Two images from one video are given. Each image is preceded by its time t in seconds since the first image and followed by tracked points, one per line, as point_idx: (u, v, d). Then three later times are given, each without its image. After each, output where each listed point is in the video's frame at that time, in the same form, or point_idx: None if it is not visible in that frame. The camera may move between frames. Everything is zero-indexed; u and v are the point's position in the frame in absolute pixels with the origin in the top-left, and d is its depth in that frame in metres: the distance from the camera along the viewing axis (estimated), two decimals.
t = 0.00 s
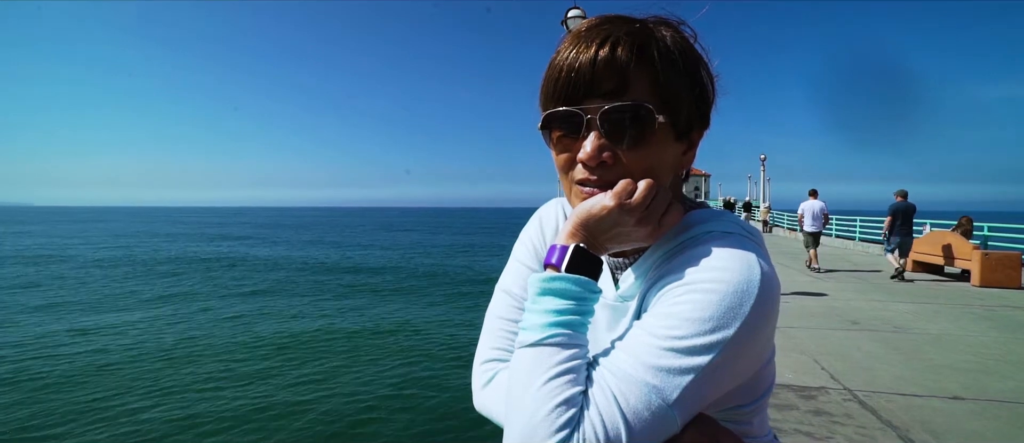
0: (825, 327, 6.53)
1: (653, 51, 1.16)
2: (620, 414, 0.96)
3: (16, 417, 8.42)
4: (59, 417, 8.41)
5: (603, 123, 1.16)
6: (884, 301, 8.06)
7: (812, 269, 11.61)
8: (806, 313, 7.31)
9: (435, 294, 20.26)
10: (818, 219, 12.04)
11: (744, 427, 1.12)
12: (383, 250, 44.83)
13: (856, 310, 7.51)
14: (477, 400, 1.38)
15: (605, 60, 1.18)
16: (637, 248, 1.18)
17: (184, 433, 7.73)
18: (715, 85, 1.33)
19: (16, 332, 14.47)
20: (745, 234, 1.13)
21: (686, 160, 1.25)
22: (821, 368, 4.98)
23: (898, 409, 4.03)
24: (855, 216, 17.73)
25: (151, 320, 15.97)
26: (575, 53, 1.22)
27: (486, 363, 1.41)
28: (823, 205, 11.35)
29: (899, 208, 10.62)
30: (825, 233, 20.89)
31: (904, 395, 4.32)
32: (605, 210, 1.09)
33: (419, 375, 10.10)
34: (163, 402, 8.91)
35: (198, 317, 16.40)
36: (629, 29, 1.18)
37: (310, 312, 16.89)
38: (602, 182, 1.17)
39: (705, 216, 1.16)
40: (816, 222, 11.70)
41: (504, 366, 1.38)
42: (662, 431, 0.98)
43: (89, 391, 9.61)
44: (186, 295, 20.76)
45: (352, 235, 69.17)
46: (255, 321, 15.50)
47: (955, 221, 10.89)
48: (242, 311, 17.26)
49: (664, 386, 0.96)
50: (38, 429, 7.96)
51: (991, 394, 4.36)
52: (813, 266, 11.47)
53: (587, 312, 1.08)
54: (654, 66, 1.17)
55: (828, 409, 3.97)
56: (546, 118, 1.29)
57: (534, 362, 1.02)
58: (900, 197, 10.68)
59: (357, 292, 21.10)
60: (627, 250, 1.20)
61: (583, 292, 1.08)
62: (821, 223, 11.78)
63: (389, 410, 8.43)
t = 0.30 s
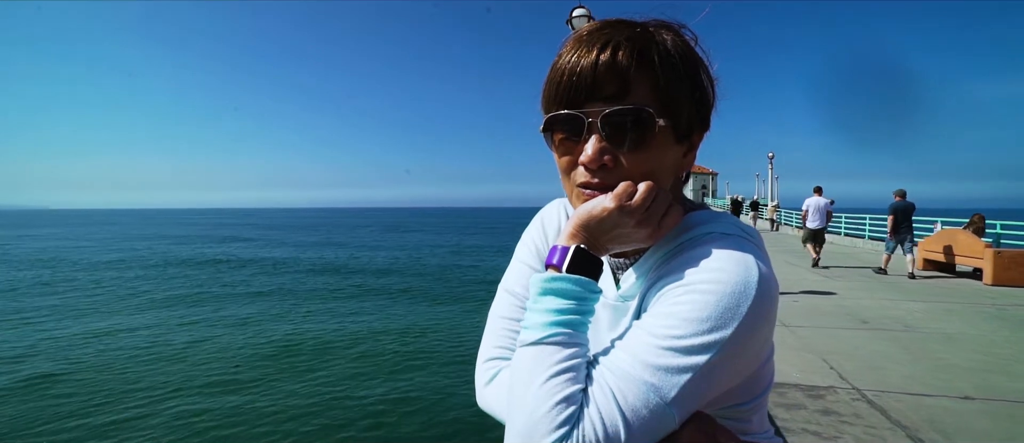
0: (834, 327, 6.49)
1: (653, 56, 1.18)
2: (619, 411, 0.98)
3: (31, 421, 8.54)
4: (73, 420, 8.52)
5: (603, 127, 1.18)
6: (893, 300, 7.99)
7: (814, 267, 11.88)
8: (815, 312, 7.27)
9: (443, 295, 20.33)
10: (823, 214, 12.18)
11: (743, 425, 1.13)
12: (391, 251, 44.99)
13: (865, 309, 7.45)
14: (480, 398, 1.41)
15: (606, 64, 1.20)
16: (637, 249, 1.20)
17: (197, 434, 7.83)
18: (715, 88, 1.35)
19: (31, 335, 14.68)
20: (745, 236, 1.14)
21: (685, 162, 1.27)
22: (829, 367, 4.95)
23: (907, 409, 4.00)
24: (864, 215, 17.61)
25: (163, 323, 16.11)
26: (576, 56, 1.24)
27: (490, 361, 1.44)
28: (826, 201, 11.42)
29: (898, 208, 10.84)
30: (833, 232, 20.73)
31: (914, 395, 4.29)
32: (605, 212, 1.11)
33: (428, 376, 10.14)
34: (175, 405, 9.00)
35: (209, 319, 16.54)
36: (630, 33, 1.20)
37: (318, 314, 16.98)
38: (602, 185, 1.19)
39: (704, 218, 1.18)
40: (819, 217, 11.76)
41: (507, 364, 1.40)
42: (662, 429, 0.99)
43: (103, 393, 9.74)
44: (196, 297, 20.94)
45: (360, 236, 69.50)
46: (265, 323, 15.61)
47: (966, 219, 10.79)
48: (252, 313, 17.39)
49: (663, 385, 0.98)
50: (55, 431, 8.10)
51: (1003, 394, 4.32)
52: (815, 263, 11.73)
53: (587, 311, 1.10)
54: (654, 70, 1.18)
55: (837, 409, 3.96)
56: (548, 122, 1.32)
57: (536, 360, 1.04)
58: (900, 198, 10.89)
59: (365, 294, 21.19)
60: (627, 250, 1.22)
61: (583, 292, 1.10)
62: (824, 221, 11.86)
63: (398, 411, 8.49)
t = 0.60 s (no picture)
0: (840, 318, 6.48)
1: (650, 47, 1.19)
2: (616, 398, 1.00)
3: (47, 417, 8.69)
4: (88, 415, 8.66)
5: (602, 117, 1.20)
6: (901, 291, 7.96)
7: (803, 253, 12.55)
8: (821, 303, 7.25)
9: (449, 288, 20.40)
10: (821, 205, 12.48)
11: (740, 412, 1.15)
12: (398, 245, 45.17)
13: (872, 300, 7.43)
14: (482, 387, 1.43)
15: (604, 56, 1.21)
16: (635, 239, 1.22)
17: (207, 429, 7.94)
18: (713, 79, 1.36)
19: (44, 331, 14.90)
20: (742, 225, 1.15)
21: (683, 153, 1.28)
22: (835, 358, 4.95)
23: (912, 399, 4.00)
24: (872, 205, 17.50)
25: (173, 318, 16.31)
26: (574, 49, 1.26)
27: (492, 350, 1.47)
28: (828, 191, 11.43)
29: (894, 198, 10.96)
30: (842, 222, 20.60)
31: (919, 385, 4.29)
32: (603, 203, 1.13)
33: (435, 370, 10.21)
34: (186, 401, 9.11)
35: (218, 314, 16.72)
36: (627, 25, 1.21)
37: (326, 309, 17.10)
38: (601, 176, 1.21)
39: (702, 208, 1.19)
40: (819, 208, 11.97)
41: (509, 354, 1.43)
42: (658, 416, 1.02)
43: (115, 388, 9.88)
44: (206, 292, 21.17)
45: (366, 230, 69.82)
46: (274, 318, 15.76)
47: (976, 209, 10.71)
48: (261, 308, 17.54)
49: (659, 373, 1.00)
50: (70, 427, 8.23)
51: (1009, 384, 4.32)
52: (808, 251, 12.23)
53: (586, 301, 1.12)
54: (652, 61, 1.19)
55: (842, 399, 3.97)
56: (547, 113, 1.33)
57: (535, 349, 1.06)
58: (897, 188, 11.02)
59: (372, 288, 21.32)
60: (626, 241, 1.24)
61: (582, 282, 1.11)
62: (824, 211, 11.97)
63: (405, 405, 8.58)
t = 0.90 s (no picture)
0: (841, 311, 6.49)
1: (649, 44, 1.19)
2: (617, 393, 1.01)
3: (50, 417, 8.68)
4: (91, 415, 8.65)
5: (601, 114, 1.20)
6: (902, 284, 7.96)
7: (804, 246, 13.06)
8: (822, 296, 7.26)
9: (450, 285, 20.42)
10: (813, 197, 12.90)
11: (741, 405, 1.16)
12: (399, 242, 45.19)
13: (873, 293, 7.44)
14: (483, 382, 1.45)
15: (603, 52, 1.21)
16: (635, 235, 1.23)
17: (211, 428, 7.98)
18: (711, 74, 1.36)
19: (48, 331, 14.96)
20: (740, 220, 1.16)
21: (682, 148, 1.29)
22: (836, 351, 4.96)
23: (914, 392, 4.02)
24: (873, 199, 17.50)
25: (176, 317, 16.37)
26: (573, 45, 1.26)
27: (492, 346, 1.48)
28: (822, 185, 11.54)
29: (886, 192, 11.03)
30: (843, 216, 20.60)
31: (921, 378, 4.30)
32: (603, 200, 1.14)
33: (438, 368, 10.19)
34: (189, 401, 9.09)
35: (220, 312, 16.79)
36: (626, 21, 1.21)
37: (328, 306, 17.13)
38: (601, 172, 1.22)
39: (701, 204, 1.20)
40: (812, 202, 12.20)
41: (509, 350, 1.44)
42: (658, 410, 1.03)
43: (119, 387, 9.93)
44: (208, 291, 21.20)
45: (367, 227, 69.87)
46: (275, 316, 15.79)
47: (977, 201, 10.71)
48: (262, 306, 17.53)
49: (659, 367, 1.01)
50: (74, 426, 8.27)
51: (1011, 376, 4.33)
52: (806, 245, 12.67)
53: (586, 297, 1.13)
54: (651, 57, 1.20)
55: (843, 392, 3.98)
56: (547, 110, 1.34)
57: (536, 344, 1.07)
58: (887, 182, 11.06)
59: (374, 285, 21.36)
60: (625, 237, 1.24)
61: (582, 278, 1.12)
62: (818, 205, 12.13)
63: (409, 402, 8.61)
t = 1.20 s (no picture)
0: (843, 308, 6.49)
1: (653, 43, 1.19)
2: (621, 393, 1.01)
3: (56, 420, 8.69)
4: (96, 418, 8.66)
5: (605, 113, 1.20)
6: (904, 281, 7.96)
7: (804, 243, 12.89)
8: (824, 294, 7.25)
9: (451, 285, 20.44)
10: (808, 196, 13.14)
11: (744, 404, 1.16)
12: (400, 242, 45.22)
13: (875, 290, 7.43)
14: (486, 381, 1.45)
15: (606, 51, 1.21)
16: (638, 234, 1.22)
17: (215, 429, 8.00)
18: (714, 73, 1.36)
19: (49, 333, 14.98)
20: (744, 219, 1.16)
21: (685, 146, 1.28)
22: (839, 349, 4.96)
23: (916, 389, 4.01)
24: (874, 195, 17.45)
25: (177, 317, 16.39)
26: (577, 44, 1.26)
27: (495, 346, 1.49)
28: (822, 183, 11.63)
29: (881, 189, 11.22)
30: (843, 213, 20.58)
31: (924, 375, 4.30)
32: (607, 199, 1.14)
33: (440, 368, 10.19)
34: (193, 402, 9.09)
35: (222, 313, 16.80)
36: (630, 19, 1.21)
37: (329, 306, 17.14)
38: (604, 171, 1.21)
39: (704, 203, 1.19)
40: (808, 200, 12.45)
41: (512, 348, 1.45)
42: (661, 409, 1.03)
43: (121, 389, 9.94)
44: (210, 291, 21.24)
45: (368, 227, 69.89)
46: (277, 316, 15.81)
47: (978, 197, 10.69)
48: (264, 307, 17.54)
49: (663, 366, 1.01)
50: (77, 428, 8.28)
51: (1013, 372, 4.33)
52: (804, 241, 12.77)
53: (589, 296, 1.12)
54: (655, 56, 1.19)
55: (846, 389, 3.97)
56: (549, 109, 1.34)
57: (539, 344, 1.07)
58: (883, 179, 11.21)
59: (374, 285, 21.37)
60: (629, 236, 1.24)
61: (584, 277, 1.12)
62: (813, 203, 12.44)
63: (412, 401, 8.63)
